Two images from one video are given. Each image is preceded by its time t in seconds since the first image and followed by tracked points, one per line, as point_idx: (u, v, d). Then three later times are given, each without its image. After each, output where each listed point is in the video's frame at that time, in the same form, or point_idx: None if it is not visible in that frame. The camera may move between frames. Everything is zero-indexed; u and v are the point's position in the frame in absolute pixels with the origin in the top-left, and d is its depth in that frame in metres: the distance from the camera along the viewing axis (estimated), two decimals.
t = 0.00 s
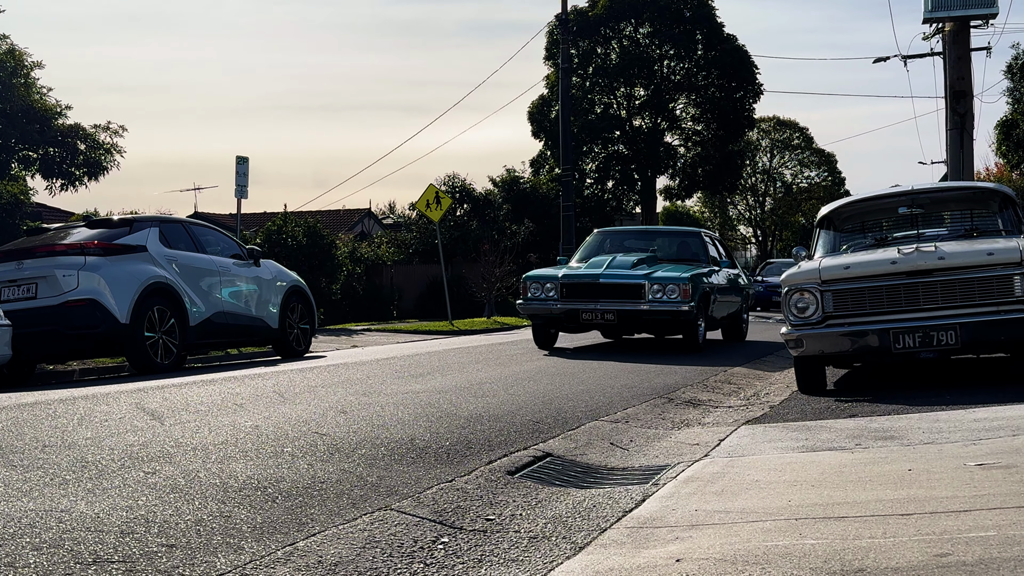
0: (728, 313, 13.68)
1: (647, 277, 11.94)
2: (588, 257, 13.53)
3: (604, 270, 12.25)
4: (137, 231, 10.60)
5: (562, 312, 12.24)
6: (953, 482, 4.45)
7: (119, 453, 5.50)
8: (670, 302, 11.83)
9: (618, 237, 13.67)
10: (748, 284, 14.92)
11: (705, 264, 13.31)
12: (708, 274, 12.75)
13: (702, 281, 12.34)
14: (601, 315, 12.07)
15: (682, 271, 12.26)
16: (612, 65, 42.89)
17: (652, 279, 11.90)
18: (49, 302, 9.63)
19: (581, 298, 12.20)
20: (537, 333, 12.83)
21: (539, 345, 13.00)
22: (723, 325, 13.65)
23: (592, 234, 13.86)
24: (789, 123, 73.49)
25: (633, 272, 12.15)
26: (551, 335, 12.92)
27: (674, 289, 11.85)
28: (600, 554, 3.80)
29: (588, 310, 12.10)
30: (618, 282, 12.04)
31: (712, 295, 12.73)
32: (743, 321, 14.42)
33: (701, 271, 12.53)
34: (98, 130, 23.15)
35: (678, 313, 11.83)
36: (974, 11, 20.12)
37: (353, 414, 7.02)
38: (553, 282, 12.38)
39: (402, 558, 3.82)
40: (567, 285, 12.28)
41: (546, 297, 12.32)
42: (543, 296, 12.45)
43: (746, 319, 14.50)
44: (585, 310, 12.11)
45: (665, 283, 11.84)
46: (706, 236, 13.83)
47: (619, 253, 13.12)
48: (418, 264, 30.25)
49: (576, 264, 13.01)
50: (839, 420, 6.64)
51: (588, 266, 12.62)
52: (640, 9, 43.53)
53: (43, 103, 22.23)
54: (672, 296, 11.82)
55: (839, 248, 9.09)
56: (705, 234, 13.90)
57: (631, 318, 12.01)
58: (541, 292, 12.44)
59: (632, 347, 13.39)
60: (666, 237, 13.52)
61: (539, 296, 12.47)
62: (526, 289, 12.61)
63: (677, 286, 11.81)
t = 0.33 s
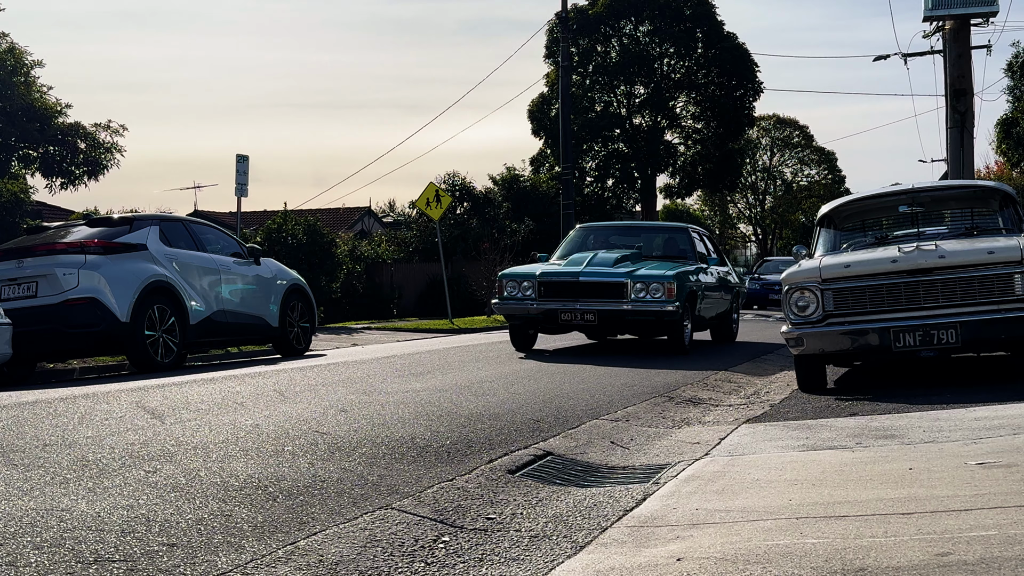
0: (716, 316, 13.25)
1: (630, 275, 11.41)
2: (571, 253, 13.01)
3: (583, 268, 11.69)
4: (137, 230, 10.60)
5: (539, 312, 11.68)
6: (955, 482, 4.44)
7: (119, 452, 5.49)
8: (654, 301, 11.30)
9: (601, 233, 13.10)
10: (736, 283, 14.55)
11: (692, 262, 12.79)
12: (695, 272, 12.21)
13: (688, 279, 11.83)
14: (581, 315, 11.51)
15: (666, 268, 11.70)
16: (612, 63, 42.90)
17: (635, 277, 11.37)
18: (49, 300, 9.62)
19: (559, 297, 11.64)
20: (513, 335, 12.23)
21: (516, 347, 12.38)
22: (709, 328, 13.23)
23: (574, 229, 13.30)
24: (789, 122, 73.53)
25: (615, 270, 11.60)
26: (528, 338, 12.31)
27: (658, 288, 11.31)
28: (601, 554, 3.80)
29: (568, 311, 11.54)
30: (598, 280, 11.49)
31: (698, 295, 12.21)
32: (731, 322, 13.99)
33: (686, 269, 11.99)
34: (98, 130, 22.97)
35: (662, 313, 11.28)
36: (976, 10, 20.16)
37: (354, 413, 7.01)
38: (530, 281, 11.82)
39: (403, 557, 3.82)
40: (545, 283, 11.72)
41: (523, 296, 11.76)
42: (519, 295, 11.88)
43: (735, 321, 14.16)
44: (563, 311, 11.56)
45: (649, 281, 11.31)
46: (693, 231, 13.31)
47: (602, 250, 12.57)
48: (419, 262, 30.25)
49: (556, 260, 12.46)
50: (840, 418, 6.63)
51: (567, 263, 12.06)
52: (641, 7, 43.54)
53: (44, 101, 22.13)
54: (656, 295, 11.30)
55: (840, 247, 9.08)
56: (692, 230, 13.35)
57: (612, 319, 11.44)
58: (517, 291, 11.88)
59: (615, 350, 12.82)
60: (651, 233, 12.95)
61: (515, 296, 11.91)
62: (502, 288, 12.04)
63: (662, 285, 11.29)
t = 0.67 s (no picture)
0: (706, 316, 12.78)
1: (612, 274, 10.86)
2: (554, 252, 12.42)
3: (563, 267, 11.14)
4: (140, 229, 10.61)
5: (516, 314, 11.14)
6: (958, 482, 4.44)
7: (122, 452, 5.49)
8: (638, 302, 10.74)
9: (585, 230, 12.53)
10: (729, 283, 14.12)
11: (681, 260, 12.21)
12: (682, 272, 11.64)
13: (674, 279, 11.27)
14: (560, 317, 10.94)
15: (651, 267, 11.13)
16: (613, 63, 42.89)
17: (618, 276, 10.83)
18: (52, 300, 9.63)
19: (538, 298, 11.09)
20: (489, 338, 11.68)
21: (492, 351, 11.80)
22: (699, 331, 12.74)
23: (557, 225, 12.75)
24: (791, 120, 73.38)
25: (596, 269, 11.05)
26: (506, 342, 11.74)
27: (642, 288, 10.75)
28: (604, 554, 3.80)
29: (545, 312, 10.98)
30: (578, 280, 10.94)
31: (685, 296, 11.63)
32: (723, 324, 13.54)
33: (673, 268, 11.40)
34: (102, 129, 22.78)
35: (646, 315, 10.72)
36: (978, 9, 20.24)
37: (356, 413, 7.02)
38: (507, 281, 11.29)
39: (406, 557, 3.83)
40: (522, 283, 11.19)
41: (499, 296, 11.21)
42: (495, 295, 11.33)
43: (726, 323, 13.75)
44: (542, 312, 11.00)
45: (632, 281, 10.75)
46: (682, 226, 12.68)
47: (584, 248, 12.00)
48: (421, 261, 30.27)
49: (537, 258, 11.92)
50: (842, 419, 6.63)
51: (547, 261, 11.53)
52: (642, 6, 43.52)
53: (47, 101, 21.99)
54: (640, 296, 10.75)
55: (842, 247, 9.06)
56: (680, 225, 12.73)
57: (593, 321, 10.87)
58: (493, 291, 11.34)
59: (597, 353, 12.30)
60: (637, 230, 12.36)
61: (491, 296, 11.37)
62: (477, 288, 11.48)
63: (645, 284, 10.73)
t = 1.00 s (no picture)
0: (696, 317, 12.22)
1: (593, 274, 10.16)
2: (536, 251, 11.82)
3: (541, 267, 10.44)
4: (143, 230, 10.62)
5: (491, 317, 10.43)
6: (962, 483, 4.44)
7: (126, 452, 5.51)
8: (620, 305, 10.04)
9: (566, 228, 11.94)
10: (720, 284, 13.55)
11: (667, 259, 11.57)
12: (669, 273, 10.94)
13: (660, 280, 10.57)
14: (537, 320, 10.23)
15: (635, 268, 10.43)
16: (617, 63, 42.88)
17: (599, 276, 10.12)
18: (56, 301, 9.65)
19: (513, 299, 10.39)
20: (464, 342, 11.00)
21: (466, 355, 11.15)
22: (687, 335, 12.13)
23: (537, 223, 12.15)
24: (795, 121, 73.16)
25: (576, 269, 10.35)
26: (480, 345, 11.08)
27: (625, 289, 10.06)
28: (608, 555, 3.80)
29: (521, 315, 10.28)
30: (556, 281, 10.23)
31: (671, 298, 10.91)
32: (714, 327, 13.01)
33: (658, 268, 10.70)
34: (105, 130, 22.98)
35: (630, 319, 10.01)
36: (982, 9, 20.25)
37: (360, 414, 7.03)
38: (480, 281, 10.59)
39: (410, 558, 3.83)
40: (498, 284, 10.49)
41: (472, 298, 10.52)
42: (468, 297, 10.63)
43: (717, 326, 13.18)
44: (518, 315, 10.30)
45: (614, 282, 10.05)
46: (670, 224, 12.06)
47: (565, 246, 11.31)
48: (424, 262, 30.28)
49: (515, 257, 11.24)
50: (846, 419, 6.63)
51: (524, 261, 10.84)
52: (646, 7, 43.51)
53: (51, 103, 21.63)
54: (622, 297, 10.05)
55: (845, 247, 9.06)
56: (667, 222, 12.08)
57: (572, 324, 10.17)
58: (466, 292, 10.64)
59: (580, 357, 11.66)
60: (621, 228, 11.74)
61: (464, 298, 10.67)
62: (449, 288, 10.79)
63: (628, 285, 10.03)
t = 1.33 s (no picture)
0: (685, 319, 11.65)
1: (572, 274, 9.58)
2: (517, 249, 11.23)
3: (516, 266, 9.84)
4: (149, 231, 10.63)
5: (464, 320, 9.84)
6: (968, 484, 4.43)
7: (132, 453, 5.52)
8: (602, 306, 9.45)
9: (549, 225, 11.38)
10: (712, 284, 12.98)
11: (654, 259, 11.02)
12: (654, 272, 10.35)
13: (644, 280, 9.98)
14: (513, 323, 9.63)
15: (618, 267, 9.84)
16: (622, 64, 42.85)
17: (578, 276, 9.54)
18: (62, 301, 9.66)
19: (487, 301, 9.79)
20: (436, 345, 10.43)
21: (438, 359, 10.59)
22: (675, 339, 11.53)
23: (518, 220, 11.59)
24: (800, 122, 73.16)
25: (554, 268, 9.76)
26: (453, 349, 10.52)
27: (606, 290, 9.47)
28: (613, 556, 3.80)
29: (495, 318, 9.68)
30: (533, 282, 9.63)
31: (657, 299, 10.31)
32: (706, 331, 12.45)
33: (643, 267, 10.10)
34: (113, 131, 22.94)
35: (612, 322, 9.42)
36: (988, 10, 20.26)
37: (365, 414, 7.02)
38: (453, 282, 9.99)
39: (415, 559, 3.83)
40: (471, 286, 9.89)
41: (444, 300, 9.93)
42: (440, 298, 10.03)
43: (708, 329, 12.59)
44: (492, 318, 9.70)
45: (595, 282, 9.46)
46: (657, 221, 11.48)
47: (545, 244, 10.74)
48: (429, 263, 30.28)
49: (490, 257, 10.65)
50: (852, 420, 6.62)
51: (500, 261, 10.25)
52: (651, 7, 43.49)
53: (56, 104, 21.18)
54: (604, 299, 9.46)
55: (851, 248, 9.04)
56: (654, 219, 11.52)
57: (550, 327, 9.57)
58: (438, 293, 10.05)
59: (561, 362, 11.10)
60: (607, 226, 11.18)
61: (435, 299, 10.07)
62: (419, 290, 10.19)
63: (610, 286, 9.45)
